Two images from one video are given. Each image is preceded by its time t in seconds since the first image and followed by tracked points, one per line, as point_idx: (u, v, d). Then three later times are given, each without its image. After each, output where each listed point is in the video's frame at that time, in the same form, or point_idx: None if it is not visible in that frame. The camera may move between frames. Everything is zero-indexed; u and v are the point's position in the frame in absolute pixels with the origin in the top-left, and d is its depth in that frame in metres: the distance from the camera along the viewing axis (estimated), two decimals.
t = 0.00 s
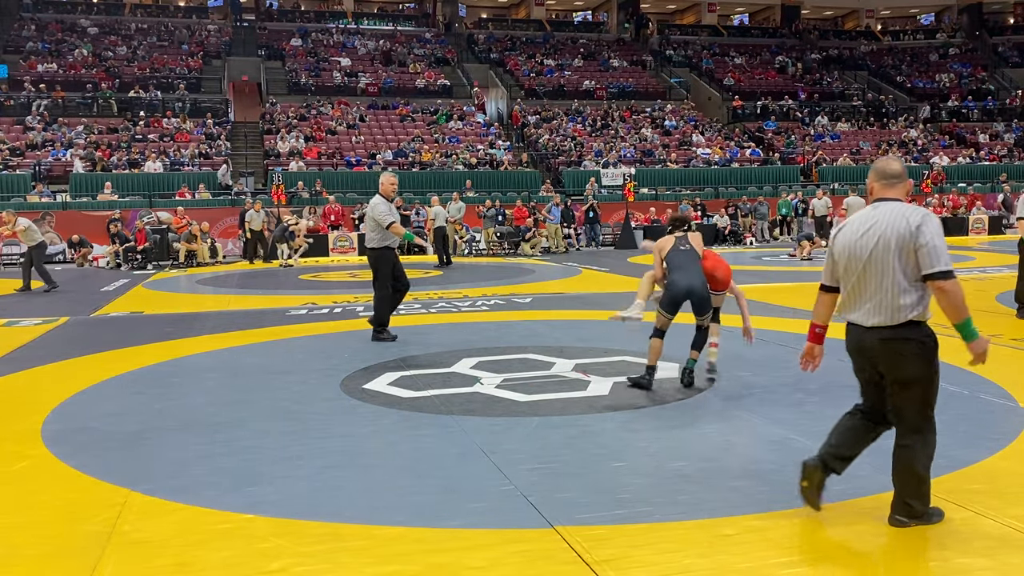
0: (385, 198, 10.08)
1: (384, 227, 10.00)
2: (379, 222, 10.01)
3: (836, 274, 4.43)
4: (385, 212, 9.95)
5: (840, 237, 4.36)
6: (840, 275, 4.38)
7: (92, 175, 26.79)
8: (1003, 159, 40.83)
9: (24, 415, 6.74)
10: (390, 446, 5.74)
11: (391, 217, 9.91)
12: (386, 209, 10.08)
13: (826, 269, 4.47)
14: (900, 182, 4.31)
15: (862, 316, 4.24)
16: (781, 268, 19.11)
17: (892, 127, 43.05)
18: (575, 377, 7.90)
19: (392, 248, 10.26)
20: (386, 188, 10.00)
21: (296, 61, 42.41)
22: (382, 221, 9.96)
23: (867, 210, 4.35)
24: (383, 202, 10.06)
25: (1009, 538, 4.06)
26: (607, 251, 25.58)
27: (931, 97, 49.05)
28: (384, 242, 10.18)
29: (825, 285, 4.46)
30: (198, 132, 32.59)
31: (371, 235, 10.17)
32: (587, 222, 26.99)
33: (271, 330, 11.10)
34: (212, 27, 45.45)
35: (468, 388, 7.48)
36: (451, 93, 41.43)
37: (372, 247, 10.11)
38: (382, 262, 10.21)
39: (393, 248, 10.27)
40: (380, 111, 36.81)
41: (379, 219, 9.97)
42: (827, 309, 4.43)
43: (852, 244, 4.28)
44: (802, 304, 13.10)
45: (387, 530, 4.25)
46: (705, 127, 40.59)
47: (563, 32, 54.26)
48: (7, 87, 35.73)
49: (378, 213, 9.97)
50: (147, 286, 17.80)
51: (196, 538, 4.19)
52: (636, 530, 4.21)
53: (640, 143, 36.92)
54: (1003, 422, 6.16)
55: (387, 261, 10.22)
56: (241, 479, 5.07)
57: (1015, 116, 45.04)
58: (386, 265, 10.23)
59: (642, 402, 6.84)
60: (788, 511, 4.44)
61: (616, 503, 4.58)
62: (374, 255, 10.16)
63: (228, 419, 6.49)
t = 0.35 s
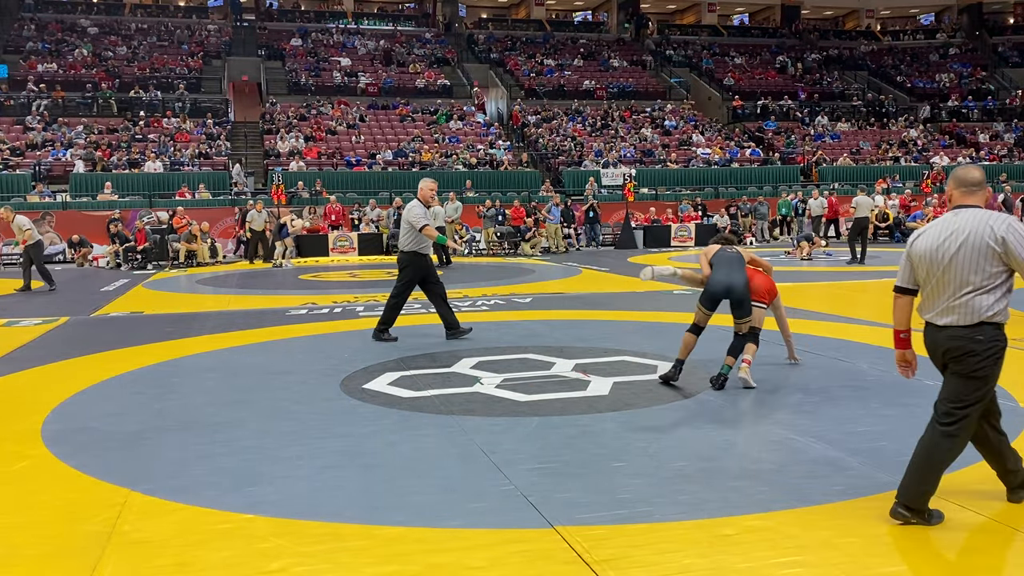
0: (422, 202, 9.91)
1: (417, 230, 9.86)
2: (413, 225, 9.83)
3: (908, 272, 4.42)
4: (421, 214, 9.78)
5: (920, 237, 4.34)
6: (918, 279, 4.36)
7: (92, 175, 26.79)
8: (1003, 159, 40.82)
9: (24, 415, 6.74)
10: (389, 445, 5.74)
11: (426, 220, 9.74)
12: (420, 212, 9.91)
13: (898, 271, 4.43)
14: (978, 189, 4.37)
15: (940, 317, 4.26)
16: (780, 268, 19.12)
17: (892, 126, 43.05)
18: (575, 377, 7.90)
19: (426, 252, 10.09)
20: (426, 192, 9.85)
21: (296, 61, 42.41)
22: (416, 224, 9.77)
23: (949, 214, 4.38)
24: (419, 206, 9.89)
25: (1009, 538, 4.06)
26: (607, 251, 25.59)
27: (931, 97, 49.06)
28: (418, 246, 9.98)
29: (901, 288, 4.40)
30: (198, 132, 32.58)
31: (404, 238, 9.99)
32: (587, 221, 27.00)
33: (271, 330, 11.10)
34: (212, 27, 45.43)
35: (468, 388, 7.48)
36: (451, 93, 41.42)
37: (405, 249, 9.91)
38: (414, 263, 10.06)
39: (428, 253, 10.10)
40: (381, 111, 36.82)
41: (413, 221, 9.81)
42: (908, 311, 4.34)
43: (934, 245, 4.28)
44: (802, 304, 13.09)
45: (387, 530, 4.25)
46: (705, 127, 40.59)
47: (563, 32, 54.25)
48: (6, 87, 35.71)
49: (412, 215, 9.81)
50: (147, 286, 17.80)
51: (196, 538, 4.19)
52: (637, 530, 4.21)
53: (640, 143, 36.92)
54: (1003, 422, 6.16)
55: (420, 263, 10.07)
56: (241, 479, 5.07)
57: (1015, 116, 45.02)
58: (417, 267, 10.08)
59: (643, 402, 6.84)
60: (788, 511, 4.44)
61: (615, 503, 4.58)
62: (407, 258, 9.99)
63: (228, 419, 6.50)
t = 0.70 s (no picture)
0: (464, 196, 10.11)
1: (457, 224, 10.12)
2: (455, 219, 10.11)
3: (987, 264, 4.69)
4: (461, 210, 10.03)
5: (998, 226, 4.60)
6: (995, 267, 4.64)
7: (92, 175, 26.79)
8: (1003, 159, 40.83)
9: (24, 415, 6.75)
10: (389, 445, 5.75)
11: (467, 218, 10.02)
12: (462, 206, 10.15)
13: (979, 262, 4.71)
14: None
15: (1023, 302, 4.49)
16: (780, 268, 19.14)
17: (892, 126, 43.06)
18: (575, 377, 7.90)
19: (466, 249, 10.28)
20: (467, 187, 10.00)
21: (296, 61, 42.41)
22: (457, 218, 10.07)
23: (1018, 205, 4.68)
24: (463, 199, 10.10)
25: (1011, 538, 4.06)
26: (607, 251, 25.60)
27: (931, 96, 49.08)
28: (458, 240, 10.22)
29: (981, 277, 4.71)
30: (198, 132, 32.57)
31: (446, 230, 10.32)
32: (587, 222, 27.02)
33: (271, 330, 11.10)
34: (212, 27, 45.44)
35: (468, 388, 7.49)
36: (451, 93, 41.44)
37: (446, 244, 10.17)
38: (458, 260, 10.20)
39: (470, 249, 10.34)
40: (381, 111, 36.82)
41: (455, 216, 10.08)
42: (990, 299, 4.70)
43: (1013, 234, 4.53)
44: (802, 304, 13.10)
45: (387, 530, 4.25)
46: (705, 127, 40.61)
47: (563, 32, 54.26)
48: (6, 87, 35.71)
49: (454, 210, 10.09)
50: (148, 286, 17.81)
51: (196, 538, 4.19)
52: (637, 530, 4.21)
53: (640, 143, 36.93)
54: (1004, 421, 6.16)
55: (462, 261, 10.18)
56: (241, 479, 5.07)
57: (1014, 116, 45.04)
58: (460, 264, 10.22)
59: (642, 402, 6.84)
60: (788, 510, 4.45)
61: (615, 502, 4.58)
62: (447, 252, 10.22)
63: (228, 419, 6.50)
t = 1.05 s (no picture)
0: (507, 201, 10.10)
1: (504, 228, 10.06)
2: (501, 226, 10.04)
3: None
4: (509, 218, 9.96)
5: None
6: None
7: (92, 175, 26.78)
8: (1003, 159, 40.81)
9: (24, 415, 6.75)
10: (389, 445, 5.75)
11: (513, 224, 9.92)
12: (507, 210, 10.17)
13: None
14: None
15: None
16: (780, 268, 19.13)
17: (892, 126, 43.07)
18: (575, 377, 7.90)
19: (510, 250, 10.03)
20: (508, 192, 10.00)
21: (296, 61, 42.41)
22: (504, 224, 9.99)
23: None
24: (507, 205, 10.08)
25: (1010, 538, 4.06)
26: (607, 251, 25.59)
27: (931, 96, 49.10)
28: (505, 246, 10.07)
29: None
30: (198, 132, 32.56)
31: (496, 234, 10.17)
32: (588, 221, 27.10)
33: (271, 330, 11.10)
34: (211, 27, 45.44)
35: (468, 388, 7.48)
36: (451, 93, 41.45)
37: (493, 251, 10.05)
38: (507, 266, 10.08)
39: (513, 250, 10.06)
40: (380, 111, 36.83)
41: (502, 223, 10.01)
42: None
43: None
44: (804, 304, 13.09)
45: (386, 530, 4.25)
46: (705, 127, 40.62)
47: (563, 32, 54.25)
48: (6, 87, 35.70)
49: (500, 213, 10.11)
50: (148, 285, 17.82)
51: (196, 538, 4.19)
52: (636, 530, 4.21)
53: (640, 143, 36.94)
54: (1004, 421, 6.16)
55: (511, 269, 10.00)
56: (241, 479, 5.07)
57: (1014, 116, 45.05)
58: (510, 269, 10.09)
59: (642, 403, 6.84)
60: (788, 511, 4.44)
61: (615, 502, 4.58)
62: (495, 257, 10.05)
63: (228, 419, 6.49)
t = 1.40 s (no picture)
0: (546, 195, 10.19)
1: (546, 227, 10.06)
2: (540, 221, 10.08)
3: None
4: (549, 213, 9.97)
5: None
6: None
7: (91, 175, 26.77)
8: (1002, 159, 40.80)
9: (24, 415, 6.74)
10: (389, 445, 5.75)
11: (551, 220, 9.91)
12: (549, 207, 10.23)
13: None
14: None
15: None
16: (780, 268, 19.14)
17: (892, 126, 43.09)
18: (575, 377, 7.90)
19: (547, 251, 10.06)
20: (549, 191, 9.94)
21: (296, 61, 42.40)
22: (544, 220, 10.01)
23: None
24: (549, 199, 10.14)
25: (1010, 538, 4.06)
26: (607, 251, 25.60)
27: (931, 97, 49.08)
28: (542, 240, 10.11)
29: None
30: (197, 132, 32.53)
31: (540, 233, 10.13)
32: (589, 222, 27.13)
33: (271, 330, 11.10)
34: (211, 27, 45.41)
35: (468, 388, 7.49)
36: (451, 93, 41.45)
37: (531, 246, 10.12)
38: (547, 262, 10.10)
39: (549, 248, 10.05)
40: (381, 111, 36.83)
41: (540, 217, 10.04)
42: None
43: None
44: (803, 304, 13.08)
45: (387, 530, 4.25)
46: (705, 127, 40.64)
47: (563, 32, 54.23)
48: (5, 87, 35.65)
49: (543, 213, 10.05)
50: (148, 285, 17.85)
51: (196, 538, 4.19)
52: (637, 530, 4.21)
53: (640, 143, 36.94)
54: (1004, 421, 6.16)
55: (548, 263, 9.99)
56: (242, 479, 5.07)
57: (1014, 115, 45.06)
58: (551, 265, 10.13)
59: (642, 403, 6.84)
60: (789, 511, 4.44)
61: (615, 502, 4.58)
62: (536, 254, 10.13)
63: (228, 418, 6.50)
